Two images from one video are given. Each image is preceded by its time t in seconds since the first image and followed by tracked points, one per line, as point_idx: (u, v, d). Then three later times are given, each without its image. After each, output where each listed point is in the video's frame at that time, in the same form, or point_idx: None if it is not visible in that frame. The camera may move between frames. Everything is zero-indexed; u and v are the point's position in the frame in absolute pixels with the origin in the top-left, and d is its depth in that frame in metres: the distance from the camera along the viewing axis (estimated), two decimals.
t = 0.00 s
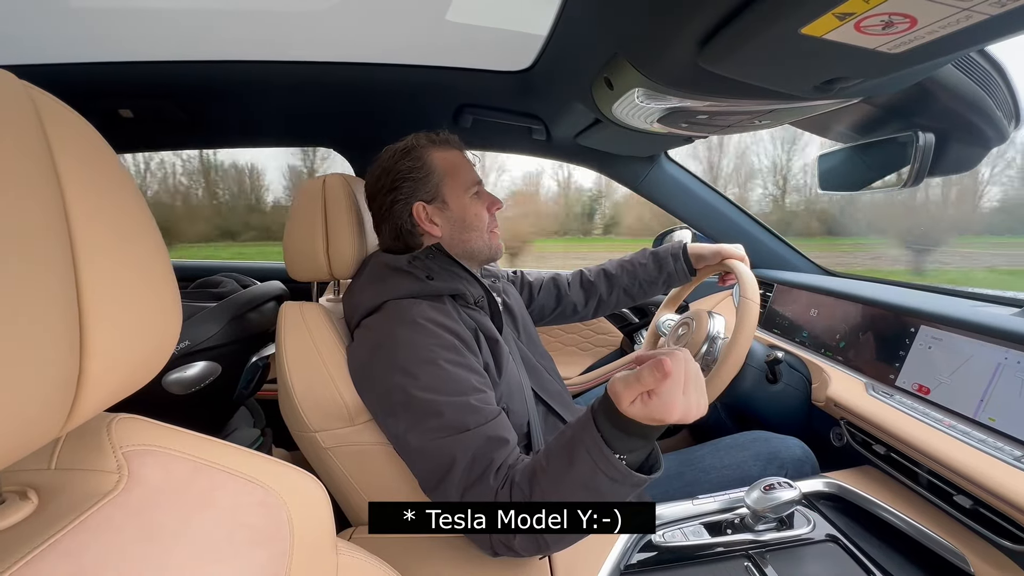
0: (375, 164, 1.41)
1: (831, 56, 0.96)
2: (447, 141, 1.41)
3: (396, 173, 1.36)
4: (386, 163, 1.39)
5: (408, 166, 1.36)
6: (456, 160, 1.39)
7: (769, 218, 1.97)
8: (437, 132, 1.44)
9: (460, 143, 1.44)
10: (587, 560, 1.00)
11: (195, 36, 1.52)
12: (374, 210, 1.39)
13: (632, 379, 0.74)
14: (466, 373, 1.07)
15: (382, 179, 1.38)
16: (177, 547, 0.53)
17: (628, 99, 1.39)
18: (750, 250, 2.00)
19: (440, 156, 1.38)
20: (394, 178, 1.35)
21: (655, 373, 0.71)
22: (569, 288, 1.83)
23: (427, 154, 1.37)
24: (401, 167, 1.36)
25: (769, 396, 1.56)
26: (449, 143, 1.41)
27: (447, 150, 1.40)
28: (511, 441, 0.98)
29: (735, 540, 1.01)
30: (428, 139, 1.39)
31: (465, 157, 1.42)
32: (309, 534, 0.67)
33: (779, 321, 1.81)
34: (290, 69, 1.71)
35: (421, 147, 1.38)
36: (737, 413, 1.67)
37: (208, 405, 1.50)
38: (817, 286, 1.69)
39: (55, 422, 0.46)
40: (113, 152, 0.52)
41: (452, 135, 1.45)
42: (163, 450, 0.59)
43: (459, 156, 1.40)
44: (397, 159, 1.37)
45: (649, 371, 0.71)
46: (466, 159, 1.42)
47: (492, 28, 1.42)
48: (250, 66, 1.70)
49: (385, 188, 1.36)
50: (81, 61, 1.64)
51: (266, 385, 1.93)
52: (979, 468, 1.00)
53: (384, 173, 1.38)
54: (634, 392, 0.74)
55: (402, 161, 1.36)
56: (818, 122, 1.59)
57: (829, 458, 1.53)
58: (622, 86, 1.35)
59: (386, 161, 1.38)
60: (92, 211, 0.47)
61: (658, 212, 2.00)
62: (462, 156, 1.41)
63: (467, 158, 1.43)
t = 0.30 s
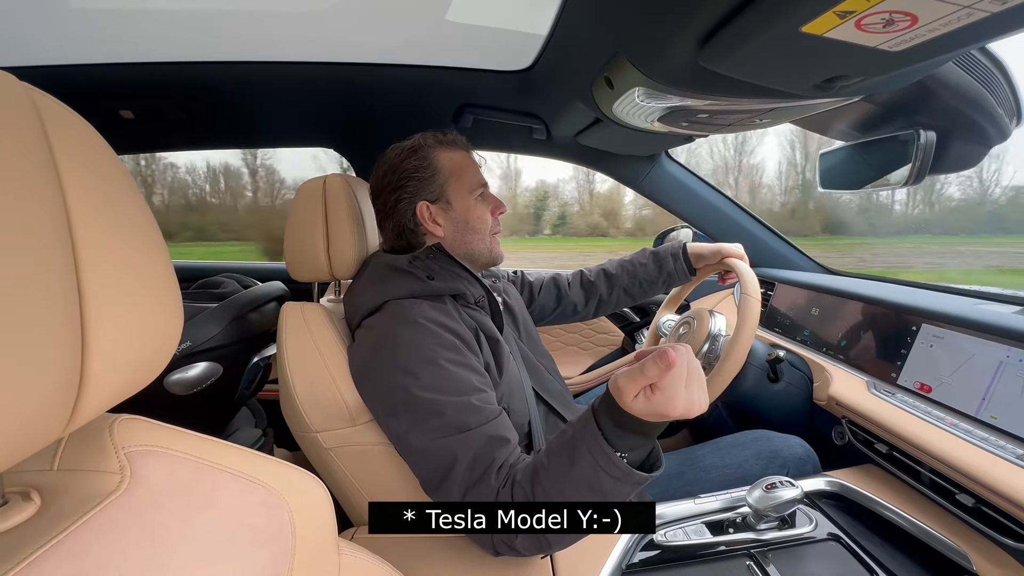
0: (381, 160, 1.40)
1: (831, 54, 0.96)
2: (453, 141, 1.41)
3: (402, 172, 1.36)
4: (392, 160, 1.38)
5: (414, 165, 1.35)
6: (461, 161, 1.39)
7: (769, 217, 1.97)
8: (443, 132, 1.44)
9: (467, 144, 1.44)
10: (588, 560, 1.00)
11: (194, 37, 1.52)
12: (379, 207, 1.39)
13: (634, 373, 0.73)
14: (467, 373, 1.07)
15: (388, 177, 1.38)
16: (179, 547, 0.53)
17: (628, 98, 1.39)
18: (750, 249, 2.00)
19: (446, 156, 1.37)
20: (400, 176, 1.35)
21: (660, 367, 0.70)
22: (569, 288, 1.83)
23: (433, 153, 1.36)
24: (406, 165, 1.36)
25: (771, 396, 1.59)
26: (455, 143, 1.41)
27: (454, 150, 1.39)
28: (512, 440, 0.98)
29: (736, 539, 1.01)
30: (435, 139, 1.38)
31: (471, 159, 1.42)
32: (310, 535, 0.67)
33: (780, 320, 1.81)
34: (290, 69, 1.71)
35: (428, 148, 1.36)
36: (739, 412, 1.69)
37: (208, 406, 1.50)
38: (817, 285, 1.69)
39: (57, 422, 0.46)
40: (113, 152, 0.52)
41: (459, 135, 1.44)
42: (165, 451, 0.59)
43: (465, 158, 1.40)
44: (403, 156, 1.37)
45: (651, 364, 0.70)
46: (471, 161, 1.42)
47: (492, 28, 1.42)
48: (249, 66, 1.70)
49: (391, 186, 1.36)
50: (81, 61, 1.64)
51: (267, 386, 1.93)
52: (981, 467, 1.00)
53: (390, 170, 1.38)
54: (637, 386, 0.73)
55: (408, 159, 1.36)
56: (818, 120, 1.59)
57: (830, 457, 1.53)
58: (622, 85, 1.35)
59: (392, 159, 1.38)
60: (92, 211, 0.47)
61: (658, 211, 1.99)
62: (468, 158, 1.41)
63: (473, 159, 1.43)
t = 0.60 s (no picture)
0: (374, 162, 1.40)
1: (831, 54, 0.96)
2: (445, 139, 1.41)
3: (394, 173, 1.35)
4: (384, 161, 1.38)
5: (406, 167, 1.35)
6: (454, 159, 1.39)
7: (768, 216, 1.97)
8: (435, 131, 1.43)
9: (459, 141, 1.44)
10: (587, 559, 1.00)
11: (194, 35, 1.51)
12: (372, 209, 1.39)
13: (634, 370, 0.73)
14: (466, 372, 1.07)
15: (379, 179, 1.37)
16: (178, 545, 0.53)
17: (628, 97, 1.39)
18: (750, 248, 2.00)
19: (438, 156, 1.37)
20: (392, 178, 1.35)
21: (662, 365, 0.70)
22: (569, 287, 1.83)
23: (425, 154, 1.36)
24: (398, 167, 1.35)
25: (768, 395, 1.58)
26: (447, 142, 1.41)
27: (446, 149, 1.39)
28: (511, 439, 0.98)
29: (735, 538, 1.01)
30: (426, 138, 1.38)
31: (464, 156, 1.41)
32: (309, 534, 0.67)
33: (779, 319, 1.81)
34: (290, 67, 1.71)
35: (420, 147, 1.37)
36: (738, 412, 1.68)
37: (207, 405, 1.50)
38: (817, 284, 1.69)
39: (56, 420, 0.46)
40: (112, 151, 0.52)
41: (451, 133, 1.44)
42: (163, 449, 0.59)
43: (458, 156, 1.40)
44: (395, 158, 1.37)
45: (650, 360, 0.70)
46: (465, 159, 1.41)
47: (492, 26, 1.42)
48: (249, 65, 1.70)
49: (383, 189, 1.35)
50: (81, 59, 1.64)
51: (266, 384, 1.93)
52: (979, 466, 1.00)
53: (382, 172, 1.38)
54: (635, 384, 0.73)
55: (400, 161, 1.36)
56: (818, 120, 1.59)
57: (829, 456, 1.53)
58: (622, 84, 1.35)
59: (384, 161, 1.38)
60: (92, 209, 0.47)
61: (658, 210, 1.99)
62: (461, 156, 1.41)
63: (466, 157, 1.43)
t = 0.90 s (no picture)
0: (370, 170, 1.38)
1: (831, 54, 0.96)
2: (443, 146, 1.39)
3: (390, 185, 1.35)
4: (381, 169, 1.37)
5: (403, 177, 1.35)
6: (451, 167, 1.38)
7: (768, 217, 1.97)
8: (432, 133, 1.41)
9: (458, 144, 1.42)
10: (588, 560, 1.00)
11: (195, 37, 1.51)
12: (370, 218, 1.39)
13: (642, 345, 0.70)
14: (466, 374, 1.07)
15: (376, 189, 1.36)
16: (179, 547, 0.53)
17: (627, 98, 1.39)
18: (750, 248, 2.00)
19: (435, 165, 1.36)
20: (388, 190, 1.34)
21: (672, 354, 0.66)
22: (569, 288, 1.83)
23: (422, 164, 1.36)
24: (394, 178, 1.35)
25: (771, 396, 1.61)
26: (444, 147, 1.39)
27: (443, 157, 1.38)
28: (511, 441, 0.98)
29: (736, 540, 1.01)
30: (422, 146, 1.37)
31: (462, 162, 1.40)
32: (310, 536, 0.67)
33: (779, 320, 1.81)
34: (289, 69, 1.71)
35: (416, 156, 1.35)
36: (738, 412, 1.70)
37: (207, 407, 1.50)
38: (817, 285, 1.69)
39: (57, 424, 0.46)
40: (113, 154, 0.52)
41: (452, 136, 1.42)
42: (162, 452, 0.59)
43: (455, 164, 1.39)
44: (391, 169, 1.36)
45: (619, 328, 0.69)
46: (463, 166, 1.40)
47: (493, 28, 1.42)
48: (249, 67, 1.70)
49: (381, 200, 1.35)
50: (82, 62, 1.64)
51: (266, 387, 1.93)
52: (981, 467, 1.00)
53: (378, 181, 1.37)
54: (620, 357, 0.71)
55: (396, 171, 1.35)
56: (818, 120, 1.59)
57: (830, 457, 1.52)
58: (622, 85, 1.35)
59: (380, 170, 1.36)
60: (92, 213, 0.47)
61: (658, 211, 1.99)
62: (459, 162, 1.40)
63: (464, 162, 1.41)
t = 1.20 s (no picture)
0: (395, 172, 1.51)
1: (830, 59, 0.96)
2: (444, 152, 1.38)
3: (398, 189, 1.44)
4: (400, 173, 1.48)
5: (405, 183, 1.42)
6: (448, 176, 1.37)
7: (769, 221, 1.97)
8: (445, 138, 1.41)
9: (464, 151, 1.39)
10: (587, 558, 0.97)
11: (198, 39, 1.52)
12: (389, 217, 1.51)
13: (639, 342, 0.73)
14: (466, 377, 1.06)
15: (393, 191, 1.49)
16: (179, 548, 0.53)
17: (628, 102, 1.39)
18: (750, 253, 2.00)
19: (431, 173, 1.38)
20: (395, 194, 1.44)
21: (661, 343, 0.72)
22: (569, 291, 1.83)
23: (419, 171, 1.38)
24: (400, 182, 1.43)
25: (771, 399, 1.57)
26: (448, 155, 1.38)
27: (440, 165, 1.38)
28: (511, 442, 0.98)
29: (736, 544, 1.01)
30: (424, 153, 1.39)
31: (462, 172, 1.38)
32: (310, 537, 0.67)
33: (779, 324, 1.81)
34: (292, 71, 1.72)
35: (416, 163, 1.39)
36: (738, 414, 1.68)
37: (207, 408, 1.50)
38: (818, 288, 1.69)
39: (56, 424, 0.46)
40: (114, 155, 0.52)
41: (460, 142, 1.40)
42: (161, 453, 0.59)
43: (451, 173, 1.37)
44: (399, 174, 1.44)
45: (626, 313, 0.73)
46: (460, 174, 1.38)
47: (494, 32, 1.43)
48: (253, 69, 1.71)
49: (391, 201, 1.47)
50: (86, 63, 1.65)
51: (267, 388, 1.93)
52: (981, 472, 1.00)
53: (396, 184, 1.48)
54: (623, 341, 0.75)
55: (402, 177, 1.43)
56: (818, 125, 1.59)
57: (830, 461, 1.52)
58: (622, 89, 1.35)
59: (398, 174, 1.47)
60: (93, 212, 0.47)
61: (658, 214, 1.99)
62: (459, 170, 1.38)
63: (467, 171, 1.39)
